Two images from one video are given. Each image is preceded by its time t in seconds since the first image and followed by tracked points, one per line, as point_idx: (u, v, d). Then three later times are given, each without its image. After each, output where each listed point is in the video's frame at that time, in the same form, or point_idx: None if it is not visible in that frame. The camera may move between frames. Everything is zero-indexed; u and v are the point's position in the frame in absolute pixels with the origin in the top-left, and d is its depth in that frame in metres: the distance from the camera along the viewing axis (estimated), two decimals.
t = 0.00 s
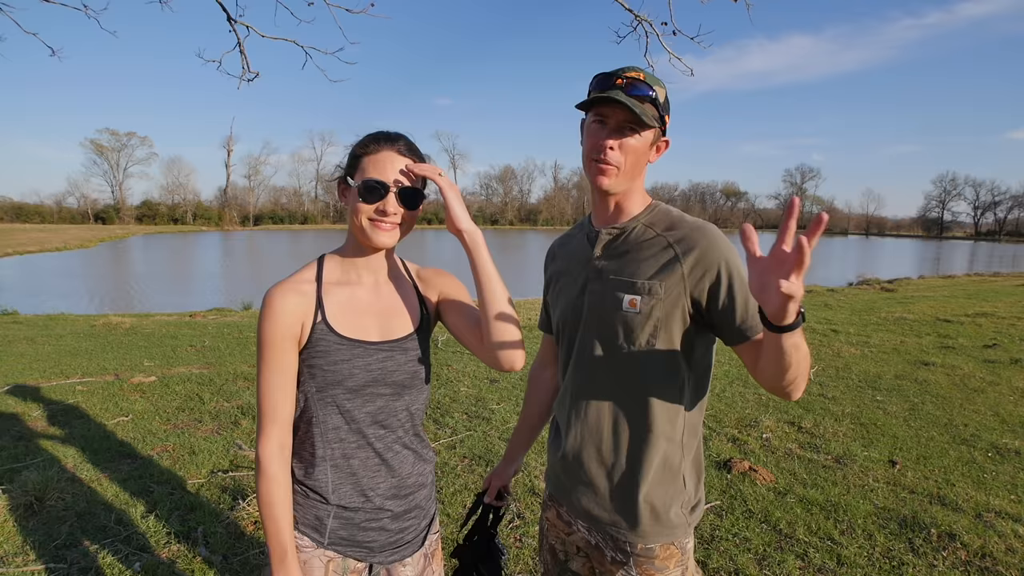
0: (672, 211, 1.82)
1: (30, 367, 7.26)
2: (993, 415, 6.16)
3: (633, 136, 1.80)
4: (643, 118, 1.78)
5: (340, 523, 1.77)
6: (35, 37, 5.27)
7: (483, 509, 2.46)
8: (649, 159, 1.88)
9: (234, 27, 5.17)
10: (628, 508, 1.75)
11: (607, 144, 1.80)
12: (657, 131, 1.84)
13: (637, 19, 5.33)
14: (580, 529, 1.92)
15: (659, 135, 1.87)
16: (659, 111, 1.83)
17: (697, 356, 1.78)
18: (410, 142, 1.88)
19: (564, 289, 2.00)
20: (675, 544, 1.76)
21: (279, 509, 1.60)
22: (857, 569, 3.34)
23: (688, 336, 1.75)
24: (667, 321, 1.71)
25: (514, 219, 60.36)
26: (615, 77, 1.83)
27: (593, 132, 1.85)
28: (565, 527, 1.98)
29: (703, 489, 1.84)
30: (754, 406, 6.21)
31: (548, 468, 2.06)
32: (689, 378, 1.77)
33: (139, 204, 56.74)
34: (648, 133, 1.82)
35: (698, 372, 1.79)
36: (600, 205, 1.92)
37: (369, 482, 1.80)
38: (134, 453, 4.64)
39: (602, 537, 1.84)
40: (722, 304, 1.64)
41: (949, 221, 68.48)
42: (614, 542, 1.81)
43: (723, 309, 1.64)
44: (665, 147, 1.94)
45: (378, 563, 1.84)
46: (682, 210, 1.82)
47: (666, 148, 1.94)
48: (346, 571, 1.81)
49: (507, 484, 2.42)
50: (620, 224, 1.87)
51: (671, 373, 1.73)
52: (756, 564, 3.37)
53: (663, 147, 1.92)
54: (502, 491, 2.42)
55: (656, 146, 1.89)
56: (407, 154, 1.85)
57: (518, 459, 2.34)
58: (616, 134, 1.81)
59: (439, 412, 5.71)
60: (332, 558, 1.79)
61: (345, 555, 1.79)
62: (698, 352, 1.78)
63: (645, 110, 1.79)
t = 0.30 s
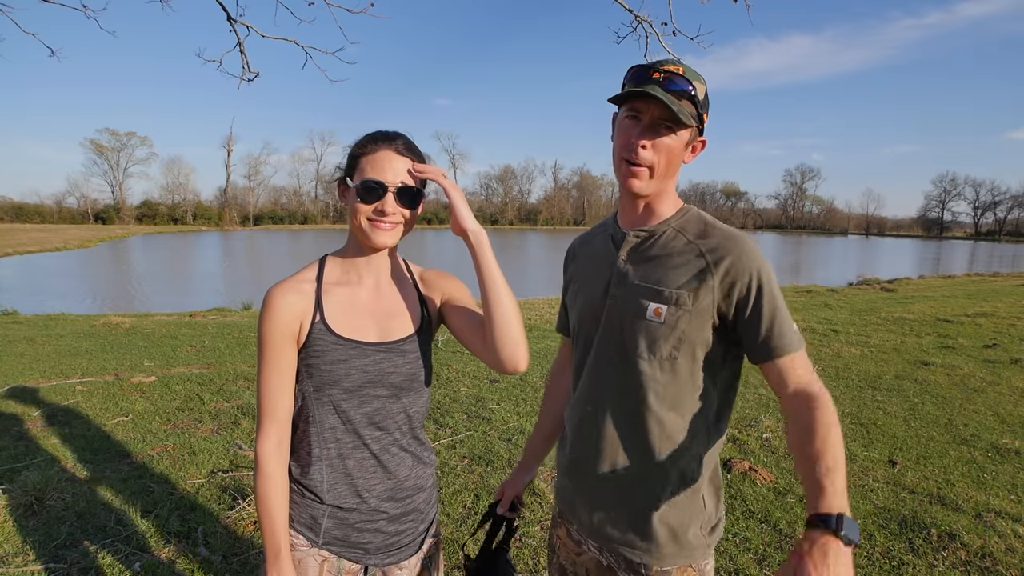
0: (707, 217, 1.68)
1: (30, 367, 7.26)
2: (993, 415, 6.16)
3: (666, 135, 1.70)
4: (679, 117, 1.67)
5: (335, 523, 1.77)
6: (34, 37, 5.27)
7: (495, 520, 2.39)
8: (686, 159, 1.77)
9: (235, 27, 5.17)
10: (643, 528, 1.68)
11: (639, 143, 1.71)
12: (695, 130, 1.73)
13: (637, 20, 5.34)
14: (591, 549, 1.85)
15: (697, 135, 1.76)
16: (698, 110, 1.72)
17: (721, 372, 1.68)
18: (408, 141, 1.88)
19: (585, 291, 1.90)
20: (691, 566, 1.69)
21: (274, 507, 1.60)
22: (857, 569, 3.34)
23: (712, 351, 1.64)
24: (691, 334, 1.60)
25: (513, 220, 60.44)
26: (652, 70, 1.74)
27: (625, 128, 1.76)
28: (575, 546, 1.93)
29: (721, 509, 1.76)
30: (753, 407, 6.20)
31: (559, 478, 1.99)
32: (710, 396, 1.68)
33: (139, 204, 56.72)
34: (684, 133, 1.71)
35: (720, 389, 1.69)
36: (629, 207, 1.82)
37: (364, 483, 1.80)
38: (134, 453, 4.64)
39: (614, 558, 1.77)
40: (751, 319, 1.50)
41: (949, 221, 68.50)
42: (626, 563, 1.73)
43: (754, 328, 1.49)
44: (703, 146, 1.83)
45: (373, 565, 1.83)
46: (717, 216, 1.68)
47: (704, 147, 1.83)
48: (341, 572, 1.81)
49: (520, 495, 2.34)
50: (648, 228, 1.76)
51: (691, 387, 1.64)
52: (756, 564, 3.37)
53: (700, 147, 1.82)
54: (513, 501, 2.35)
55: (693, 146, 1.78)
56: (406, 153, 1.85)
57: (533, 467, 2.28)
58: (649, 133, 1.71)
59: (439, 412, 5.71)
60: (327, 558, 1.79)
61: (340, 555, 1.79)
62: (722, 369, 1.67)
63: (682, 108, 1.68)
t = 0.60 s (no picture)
0: (740, 223, 1.61)
1: (30, 367, 7.26)
2: (993, 415, 6.16)
3: (691, 127, 1.60)
4: (706, 105, 1.57)
5: (342, 523, 1.77)
6: (34, 37, 5.27)
7: (523, 531, 2.30)
8: (712, 152, 1.67)
9: (234, 27, 5.16)
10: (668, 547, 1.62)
11: (662, 136, 1.60)
12: (721, 119, 1.63)
13: (637, 19, 5.33)
14: (609, 565, 1.79)
15: (723, 124, 1.66)
16: (723, 97, 1.62)
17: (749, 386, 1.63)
18: (406, 140, 1.88)
19: (605, 299, 1.84)
20: None
21: (281, 508, 1.60)
22: (857, 569, 3.34)
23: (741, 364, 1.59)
24: (721, 349, 1.56)
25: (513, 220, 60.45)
26: (671, 58, 1.65)
27: (646, 121, 1.65)
28: (594, 561, 1.87)
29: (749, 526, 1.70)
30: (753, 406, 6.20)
31: (577, 490, 1.93)
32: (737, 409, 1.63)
33: (139, 204, 56.71)
34: (711, 121, 1.62)
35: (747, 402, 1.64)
36: (654, 209, 1.73)
37: (371, 482, 1.80)
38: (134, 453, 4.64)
39: None
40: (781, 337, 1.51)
41: (948, 221, 68.54)
42: None
43: (780, 346, 1.52)
44: (730, 138, 1.72)
45: (380, 563, 1.84)
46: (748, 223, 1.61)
47: (730, 139, 1.72)
48: (348, 571, 1.81)
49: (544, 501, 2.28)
50: (675, 233, 1.68)
51: (719, 402, 1.60)
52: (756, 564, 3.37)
53: (727, 138, 1.71)
54: (539, 509, 2.28)
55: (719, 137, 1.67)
56: (404, 152, 1.85)
57: (556, 469, 2.24)
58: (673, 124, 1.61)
59: (439, 412, 5.71)
60: (334, 558, 1.79)
61: (348, 554, 1.79)
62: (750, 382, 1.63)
63: (708, 95, 1.59)
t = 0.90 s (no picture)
0: (762, 221, 1.60)
1: (29, 367, 7.27)
2: (993, 415, 6.16)
3: (702, 118, 1.58)
4: (714, 92, 1.56)
5: (352, 522, 1.77)
6: (34, 37, 5.28)
7: (542, 535, 2.32)
8: (725, 141, 1.65)
9: (234, 27, 5.16)
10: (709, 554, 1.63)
11: (671, 131, 1.58)
12: (732, 104, 1.63)
13: (637, 19, 5.34)
14: (648, 565, 1.76)
15: (734, 109, 1.65)
16: (730, 81, 1.61)
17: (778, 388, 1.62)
18: (408, 140, 1.89)
19: (623, 307, 1.81)
20: None
21: (288, 508, 1.60)
22: (857, 569, 3.34)
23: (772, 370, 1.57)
24: (753, 360, 1.55)
25: (513, 220, 60.47)
26: (670, 44, 1.63)
27: (652, 116, 1.64)
28: (625, 561, 1.83)
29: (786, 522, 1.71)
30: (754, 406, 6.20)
31: (605, 496, 1.93)
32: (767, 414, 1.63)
33: (139, 204, 56.71)
34: (721, 109, 1.60)
35: (777, 405, 1.63)
36: (669, 211, 1.71)
37: (379, 480, 1.81)
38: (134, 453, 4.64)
39: None
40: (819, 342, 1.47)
41: (949, 221, 68.54)
42: None
43: (819, 356, 1.47)
44: (743, 122, 1.71)
45: (388, 560, 1.85)
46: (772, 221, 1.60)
47: (744, 123, 1.71)
48: (357, 570, 1.81)
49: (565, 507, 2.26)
50: (694, 237, 1.66)
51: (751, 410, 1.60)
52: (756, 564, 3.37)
53: (740, 124, 1.70)
54: (560, 515, 2.26)
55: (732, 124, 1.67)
56: (406, 152, 1.86)
57: (573, 475, 2.22)
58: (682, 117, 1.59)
59: (439, 412, 5.71)
60: (344, 558, 1.79)
61: (358, 553, 1.80)
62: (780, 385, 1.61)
63: (717, 79, 1.57)
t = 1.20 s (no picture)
0: (779, 234, 1.51)
1: (29, 367, 7.27)
2: (993, 415, 6.16)
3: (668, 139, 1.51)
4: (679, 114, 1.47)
5: (358, 522, 1.77)
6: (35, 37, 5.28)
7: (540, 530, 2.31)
8: (714, 153, 1.53)
9: (234, 27, 5.15)
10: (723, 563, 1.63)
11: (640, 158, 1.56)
12: (707, 115, 1.50)
13: (637, 19, 5.33)
14: (665, 566, 1.81)
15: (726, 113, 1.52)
16: (707, 92, 1.50)
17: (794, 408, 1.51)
18: (410, 140, 1.89)
19: (642, 316, 1.84)
20: None
21: (296, 510, 1.60)
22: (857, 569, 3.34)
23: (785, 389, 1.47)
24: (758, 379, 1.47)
25: (513, 221, 60.51)
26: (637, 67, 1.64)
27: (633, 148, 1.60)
28: (645, 559, 1.90)
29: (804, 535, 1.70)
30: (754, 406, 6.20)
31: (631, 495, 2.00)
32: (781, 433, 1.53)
33: (139, 204, 56.71)
34: (700, 125, 1.50)
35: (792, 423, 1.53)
36: (681, 225, 1.69)
37: (383, 478, 1.82)
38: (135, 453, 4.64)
39: None
40: (830, 360, 1.34)
41: (949, 221, 68.54)
42: None
43: (832, 376, 1.33)
44: (744, 124, 1.54)
45: (392, 558, 1.86)
46: (790, 231, 1.50)
47: (745, 125, 1.55)
48: (362, 569, 1.81)
49: (564, 500, 2.28)
50: (704, 249, 1.63)
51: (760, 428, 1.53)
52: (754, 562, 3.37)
53: (738, 127, 1.54)
54: (559, 509, 2.28)
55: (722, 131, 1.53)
56: (408, 152, 1.86)
57: (576, 471, 2.23)
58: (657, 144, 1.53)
59: (439, 412, 5.71)
60: (350, 557, 1.79)
61: (363, 552, 1.80)
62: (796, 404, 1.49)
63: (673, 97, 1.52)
